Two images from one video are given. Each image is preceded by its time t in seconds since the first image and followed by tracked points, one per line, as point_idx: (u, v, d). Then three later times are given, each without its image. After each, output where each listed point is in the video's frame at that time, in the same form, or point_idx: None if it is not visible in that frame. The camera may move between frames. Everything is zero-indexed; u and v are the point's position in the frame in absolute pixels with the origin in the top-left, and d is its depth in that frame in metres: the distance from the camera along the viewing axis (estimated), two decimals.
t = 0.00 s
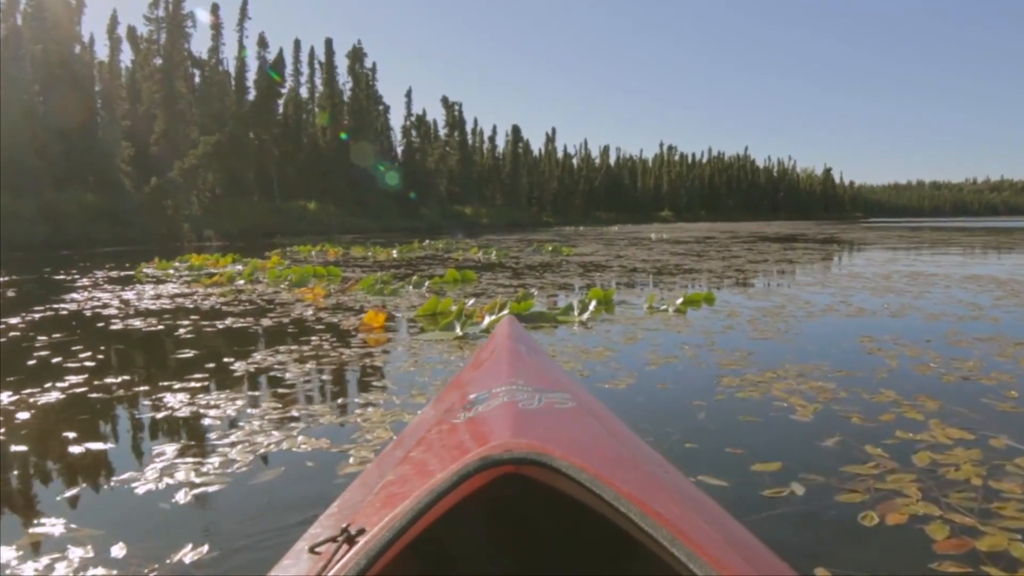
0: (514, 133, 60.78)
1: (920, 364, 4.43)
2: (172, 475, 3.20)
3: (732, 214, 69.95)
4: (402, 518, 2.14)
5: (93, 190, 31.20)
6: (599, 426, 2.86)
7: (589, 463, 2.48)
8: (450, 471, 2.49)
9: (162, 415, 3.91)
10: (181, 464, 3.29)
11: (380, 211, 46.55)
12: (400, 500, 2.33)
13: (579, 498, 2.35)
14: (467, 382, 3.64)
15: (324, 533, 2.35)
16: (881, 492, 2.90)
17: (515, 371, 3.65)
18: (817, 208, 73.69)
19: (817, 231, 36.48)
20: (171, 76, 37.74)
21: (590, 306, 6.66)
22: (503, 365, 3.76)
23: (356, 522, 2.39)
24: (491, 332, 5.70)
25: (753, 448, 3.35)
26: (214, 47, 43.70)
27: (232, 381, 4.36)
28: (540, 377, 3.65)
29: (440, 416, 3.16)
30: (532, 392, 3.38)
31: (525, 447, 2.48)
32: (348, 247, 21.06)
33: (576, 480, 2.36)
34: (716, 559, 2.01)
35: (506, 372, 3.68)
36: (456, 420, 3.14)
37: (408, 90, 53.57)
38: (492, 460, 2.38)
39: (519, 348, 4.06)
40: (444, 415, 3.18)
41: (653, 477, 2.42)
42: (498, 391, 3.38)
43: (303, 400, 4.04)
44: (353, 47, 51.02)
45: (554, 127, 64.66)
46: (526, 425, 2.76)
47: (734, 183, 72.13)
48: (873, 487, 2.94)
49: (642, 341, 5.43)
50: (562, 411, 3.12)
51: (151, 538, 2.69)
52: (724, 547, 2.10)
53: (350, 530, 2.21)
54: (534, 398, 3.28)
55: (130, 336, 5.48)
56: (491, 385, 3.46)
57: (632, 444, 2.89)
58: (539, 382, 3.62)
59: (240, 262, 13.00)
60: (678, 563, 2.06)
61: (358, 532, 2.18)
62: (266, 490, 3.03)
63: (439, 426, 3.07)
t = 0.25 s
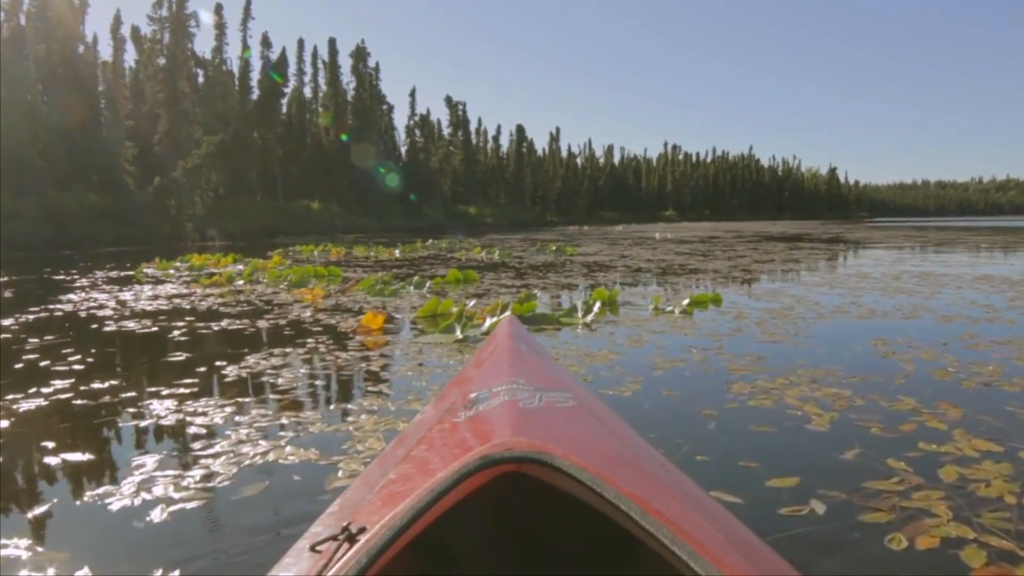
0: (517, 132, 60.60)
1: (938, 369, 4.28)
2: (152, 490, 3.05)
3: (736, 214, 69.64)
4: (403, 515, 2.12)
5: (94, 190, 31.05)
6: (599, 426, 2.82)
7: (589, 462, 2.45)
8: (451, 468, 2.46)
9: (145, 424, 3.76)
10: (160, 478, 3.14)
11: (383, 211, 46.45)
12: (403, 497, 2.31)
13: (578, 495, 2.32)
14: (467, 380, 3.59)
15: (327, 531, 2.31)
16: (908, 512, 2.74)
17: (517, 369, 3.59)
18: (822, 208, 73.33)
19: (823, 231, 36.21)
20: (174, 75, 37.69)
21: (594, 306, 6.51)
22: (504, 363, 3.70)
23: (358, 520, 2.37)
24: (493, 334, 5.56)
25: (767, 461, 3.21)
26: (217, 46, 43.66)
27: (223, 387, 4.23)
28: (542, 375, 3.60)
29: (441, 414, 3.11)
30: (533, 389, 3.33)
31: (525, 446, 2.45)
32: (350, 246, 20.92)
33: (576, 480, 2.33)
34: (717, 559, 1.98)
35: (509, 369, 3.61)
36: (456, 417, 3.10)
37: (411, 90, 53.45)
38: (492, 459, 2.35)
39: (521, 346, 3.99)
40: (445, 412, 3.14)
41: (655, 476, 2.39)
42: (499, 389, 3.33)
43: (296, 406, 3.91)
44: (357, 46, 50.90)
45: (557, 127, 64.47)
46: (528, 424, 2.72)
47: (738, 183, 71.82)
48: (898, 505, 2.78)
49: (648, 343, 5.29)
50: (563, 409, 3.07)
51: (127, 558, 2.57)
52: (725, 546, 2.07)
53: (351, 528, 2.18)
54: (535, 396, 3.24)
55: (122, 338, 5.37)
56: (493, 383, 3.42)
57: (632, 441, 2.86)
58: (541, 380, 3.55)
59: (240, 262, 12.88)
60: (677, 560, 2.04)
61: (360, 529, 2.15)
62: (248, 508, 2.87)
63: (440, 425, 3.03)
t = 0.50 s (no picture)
0: (521, 131, 60.41)
1: (959, 376, 4.13)
2: (125, 505, 2.89)
3: (741, 213, 69.32)
4: (403, 515, 2.07)
5: (97, 189, 30.95)
6: (602, 424, 2.75)
7: (590, 461, 2.37)
8: (451, 468, 2.39)
9: (126, 434, 3.62)
10: (136, 492, 2.98)
11: (387, 210, 46.34)
12: (403, 498, 2.24)
13: (580, 496, 2.25)
14: (467, 379, 3.48)
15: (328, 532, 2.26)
16: (939, 534, 2.56)
17: (519, 368, 3.49)
18: (827, 207, 72.94)
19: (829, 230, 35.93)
20: (178, 74, 37.64)
21: (599, 308, 6.37)
22: (505, 361, 3.60)
23: (356, 520, 2.30)
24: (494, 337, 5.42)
25: (783, 476, 3.04)
26: (221, 45, 43.59)
27: (212, 393, 4.11)
28: (545, 374, 3.49)
29: (442, 414, 3.03)
30: (535, 389, 3.22)
31: (525, 445, 2.38)
32: (353, 246, 20.80)
33: (578, 480, 2.25)
34: (720, 559, 1.91)
35: (511, 368, 3.51)
36: (457, 417, 3.01)
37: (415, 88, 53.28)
38: (492, 458, 2.28)
39: (522, 344, 3.88)
40: (445, 413, 3.06)
41: (657, 477, 2.31)
42: (501, 387, 3.23)
43: (288, 414, 3.77)
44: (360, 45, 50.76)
45: (562, 125, 64.31)
46: (529, 423, 2.64)
47: (743, 182, 71.48)
48: (928, 527, 2.61)
49: (655, 346, 5.15)
50: (565, 408, 2.98)
51: None
52: (728, 546, 2.01)
53: (352, 528, 2.13)
54: (537, 395, 3.14)
55: (112, 341, 5.24)
56: (493, 381, 3.33)
57: (635, 441, 2.77)
58: (544, 379, 3.45)
59: (241, 262, 12.77)
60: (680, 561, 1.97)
61: (360, 530, 2.09)
62: (228, 524, 2.71)
63: (440, 424, 2.95)
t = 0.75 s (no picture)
0: (526, 130, 60.20)
1: (982, 384, 3.99)
2: (98, 524, 2.75)
3: (746, 212, 68.99)
4: (404, 514, 2.02)
5: (100, 189, 30.88)
6: (603, 424, 2.68)
7: (591, 460, 2.32)
8: (452, 467, 2.33)
9: (105, 443, 3.48)
10: (107, 512, 2.82)
11: (390, 210, 46.23)
12: (403, 496, 2.20)
13: (581, 495, 2.19)
14: (467, 378, 3.40)
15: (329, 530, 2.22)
16: (976, 565, 2.39)
17: (520, 367, 3.41)
18: (832, 206, 72.55)
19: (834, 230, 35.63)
20: (181, 74, 37.59)
21: (603, 309, 6.23)
22: (506, 360, 3.52)
23: (357, 520, 2.26)
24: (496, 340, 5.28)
25: (802, 493, 2.88)
26: (225, 44, 43.52)
27: (203, 400, 4.00)
28: (546, 372, 3.41)
29: (442, 413, 2.96)
30: (535, 388, 3.14)
31: (526, 443, 2.33)
32: (356, 245, 20.67)
33: (579, 479, 2.19)
34: (721, 558, 1.88)
35: (512, 367, 3.43)
36: (457, 416, 2.94)
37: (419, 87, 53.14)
38: (492, 457, 2.23)
39: (523, 343, 3.79)
40: (445, 412, 2.99)
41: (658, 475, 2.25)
42: (502, 386, 3.15)
43: (281, 422, 3.66)
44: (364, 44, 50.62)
45: (566, 125, 64.09)
46: (529, 421, 2.57)
47: (748, 181, 71.13)
48: (962, 555, 2.43)
49: (662, 350, 5.01)
50: (566, 408, 2.90)
51: None
52: (727, 542, 1.97)
53: (354, 526, 2.08)
54: (538, 395, 3.06)
55: (103, 345, 5.14)
56: (494, 380, 3.25)
57: (637, 440, 2.71)
58: (546, 377, 3.36)
59: (242, 262, 12.66)
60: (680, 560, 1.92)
61: (363, 527, 2.06)
62: (205, 547, 2.56)
63: (440, 423, 2.89)
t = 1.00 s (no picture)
0: (529, 130, 60.01)
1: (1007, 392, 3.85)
2: (66, 544, 2.60)
3: (750, 212, 68.69)
4: (404, 514, 1.93)
5: (103, 189, 30.79)
6: (605, 423, 2.57)
7: (591, 460, 2.22)
8: (452, 467, 2.23)
9: (82, 456, 3.34)
10: (75, 533, 2.67)
11: (394, 209, 46.14)
12: (403, 497, 2.11)
13: (581, 495, 2.09)
14: (467, 378, 3.27)
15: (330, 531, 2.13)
16: None
17: (521, 367, 3.28)
18: (837, 205, 72.18)
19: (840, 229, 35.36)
20: (184, 74, 37.55)
21: (608, 311, 6.08)
22: (507, 360, 3.40)
23: (357, 520, 2.17)
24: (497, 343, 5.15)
25: (825, 516, 2.72)
26: (228, 44, 43.47)
27: (193, 407, 3.89)
28: (548, 372, 3.28)
29: (443, 413, 2.85)
30: (536, 389, 3.02)
31: (527, 443, 2.23)
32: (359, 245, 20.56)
33: (580, 479, 2.09)
34: (724, 558, 1.79)
35: (513, 367, 3.30)
36: (458, 416, 2.83)
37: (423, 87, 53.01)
38: (492, 457, 2.13)
39: (523, 344, 3.66)
40: (446, 413, 2.88)
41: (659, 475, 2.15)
42: (502, 386, 3.03)
43: (273, 431, 3.53)
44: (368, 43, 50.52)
45: (570, 124, 63.90)
46: (529, 422, 2.47)
47: (752, 180, 70.81)
48: None
49: (669, 354, 4.86)
50: (568, 408, 2.79)
51: None
52: (728, 541, 1.89)
53: (354, 527, 2.00)
54: (539, 395, 2.94)
55: (94, 349, 5.03)
56: (494, 380, 3.13)
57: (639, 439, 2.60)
58: (548, 377, 3.24)
59: (243, 262, 12.55)
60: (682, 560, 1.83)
61: (365, 527, 1.97)
62: (181, 569, 2.42)
63: (440, 424, 2.78)
